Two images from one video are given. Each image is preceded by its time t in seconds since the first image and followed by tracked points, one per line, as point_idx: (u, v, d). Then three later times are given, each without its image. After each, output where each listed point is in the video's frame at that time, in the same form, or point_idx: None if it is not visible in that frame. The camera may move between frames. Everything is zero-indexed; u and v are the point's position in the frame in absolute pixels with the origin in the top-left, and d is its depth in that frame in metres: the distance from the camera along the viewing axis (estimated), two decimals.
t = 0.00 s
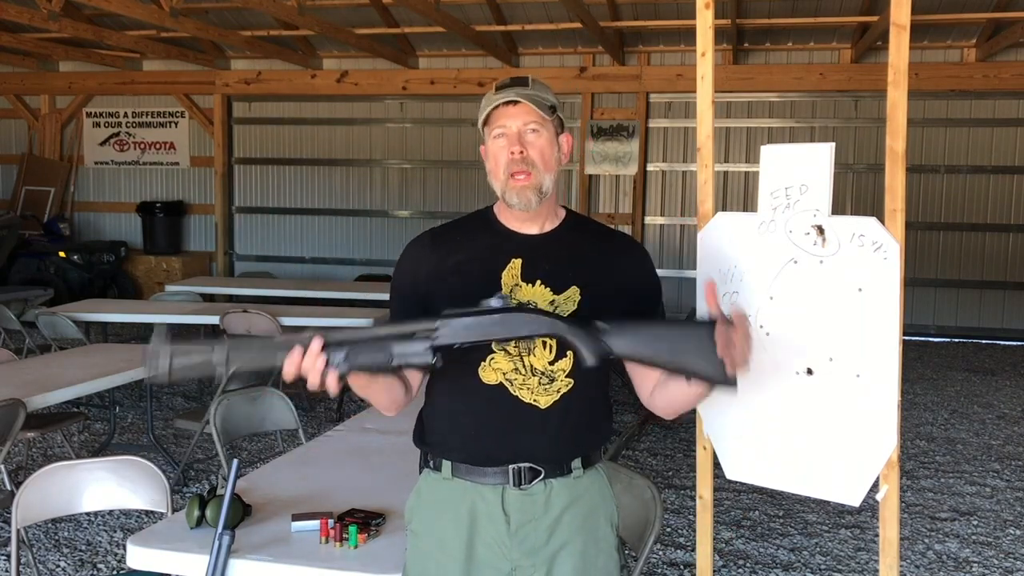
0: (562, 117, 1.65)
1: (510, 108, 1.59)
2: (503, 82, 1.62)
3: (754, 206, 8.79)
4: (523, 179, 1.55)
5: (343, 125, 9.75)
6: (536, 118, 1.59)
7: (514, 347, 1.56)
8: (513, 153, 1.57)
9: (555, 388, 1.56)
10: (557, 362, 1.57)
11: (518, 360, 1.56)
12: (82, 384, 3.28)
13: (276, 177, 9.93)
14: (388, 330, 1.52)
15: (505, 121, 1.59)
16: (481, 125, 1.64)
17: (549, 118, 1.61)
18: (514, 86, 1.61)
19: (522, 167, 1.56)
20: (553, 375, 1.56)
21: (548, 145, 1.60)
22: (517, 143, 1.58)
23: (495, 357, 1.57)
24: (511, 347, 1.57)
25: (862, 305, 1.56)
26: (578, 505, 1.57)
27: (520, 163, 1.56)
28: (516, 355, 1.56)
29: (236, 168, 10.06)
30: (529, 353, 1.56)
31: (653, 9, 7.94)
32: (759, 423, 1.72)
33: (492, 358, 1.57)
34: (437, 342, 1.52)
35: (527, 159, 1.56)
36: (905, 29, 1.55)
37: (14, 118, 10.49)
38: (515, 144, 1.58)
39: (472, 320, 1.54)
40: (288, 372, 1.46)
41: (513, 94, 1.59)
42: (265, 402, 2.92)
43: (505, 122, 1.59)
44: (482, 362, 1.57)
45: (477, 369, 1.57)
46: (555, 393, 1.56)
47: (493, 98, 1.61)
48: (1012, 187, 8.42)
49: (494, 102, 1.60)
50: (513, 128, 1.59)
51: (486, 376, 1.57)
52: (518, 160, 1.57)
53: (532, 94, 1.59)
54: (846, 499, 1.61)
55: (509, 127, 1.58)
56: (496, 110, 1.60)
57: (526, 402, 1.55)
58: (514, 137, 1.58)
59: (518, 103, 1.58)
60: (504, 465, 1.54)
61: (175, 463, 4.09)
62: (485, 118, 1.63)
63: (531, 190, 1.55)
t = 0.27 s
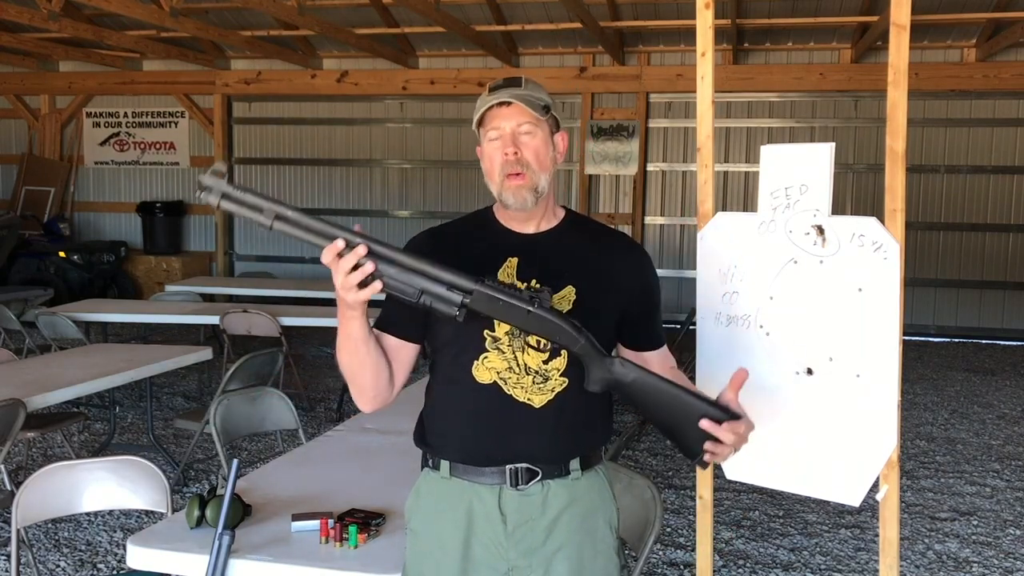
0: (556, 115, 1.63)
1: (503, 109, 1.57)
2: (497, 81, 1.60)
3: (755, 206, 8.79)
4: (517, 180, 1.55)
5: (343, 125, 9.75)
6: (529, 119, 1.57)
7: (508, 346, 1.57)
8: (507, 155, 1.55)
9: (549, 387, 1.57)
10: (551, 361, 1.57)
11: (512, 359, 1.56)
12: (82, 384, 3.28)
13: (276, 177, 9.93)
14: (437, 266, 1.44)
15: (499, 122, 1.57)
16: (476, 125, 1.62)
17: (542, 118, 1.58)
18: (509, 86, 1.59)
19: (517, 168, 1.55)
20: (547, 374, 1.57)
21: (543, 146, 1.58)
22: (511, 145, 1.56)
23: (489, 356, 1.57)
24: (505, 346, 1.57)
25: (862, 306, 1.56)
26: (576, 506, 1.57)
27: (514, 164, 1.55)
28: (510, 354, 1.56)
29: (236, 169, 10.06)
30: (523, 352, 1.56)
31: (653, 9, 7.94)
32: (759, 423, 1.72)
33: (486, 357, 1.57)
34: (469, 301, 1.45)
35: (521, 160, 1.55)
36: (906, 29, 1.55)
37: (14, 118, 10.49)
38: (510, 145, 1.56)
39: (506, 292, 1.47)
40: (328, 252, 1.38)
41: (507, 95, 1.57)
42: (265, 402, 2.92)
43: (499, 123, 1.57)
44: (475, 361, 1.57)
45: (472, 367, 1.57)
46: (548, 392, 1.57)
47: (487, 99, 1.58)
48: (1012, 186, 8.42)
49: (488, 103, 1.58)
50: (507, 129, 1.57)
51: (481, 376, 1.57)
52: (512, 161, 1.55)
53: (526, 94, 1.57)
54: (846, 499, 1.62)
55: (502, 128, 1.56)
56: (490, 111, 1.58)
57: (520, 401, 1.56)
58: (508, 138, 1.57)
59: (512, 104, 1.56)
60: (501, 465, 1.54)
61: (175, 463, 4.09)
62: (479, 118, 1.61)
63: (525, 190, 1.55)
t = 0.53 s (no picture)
0: (565, 123, 1.60)
1: (507, 119, 1.55)
2: (508, 87, 1.57)
3: (755, 206, 8.79)
4: (513, 191, 1.55)
5: (343, 125, 9.75)
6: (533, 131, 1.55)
7: (511, 344, 1.57)
8: (506, 165, 1.55)
9: (550, 387, 1.57)
10: (553, 360, 1.57)
11: (514, 357, 1.56)
12: (82, 384, 3.28)
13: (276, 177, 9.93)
14: (452, 263, 1.43)
15: (502, 130, 1.56)
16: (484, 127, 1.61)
17: (547, 130, 1.56)
18: (516, 95, 1.56)
19: (514, 180, 1.54)
20: (549, 373, 1.57)
21: (545, 158, 1.56)
22: (511, 155, 1.55)
23: (492, 354, 1.57)
24: (508, 345, 1.57)
25: (862, 305, 1.56)
26: (574, 506, 1.57)
27: (511, 175, 1.55)
28: (512, 353, 1.56)
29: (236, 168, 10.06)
30: (525, 351, 1.56)
31: (653, 9, 7.94)
32: (759, 424, 1.73)
33: (488, 354, 1.57)
34: (479, 302, 1.45)
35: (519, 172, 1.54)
36: (905, 29, 1.55)
37: (14, 118, 10.49)
38: (510, 156, 1.55)
39: (518, 298, 1.47)
40: (345, 235, 1.38)
41: (512, 104, 1.54)
42: (265, 402, 2.92)
43: (501, 131, 1.56)
44: (477, 358, 1.57)
45: (474, 365, 1.57)
46: (549, 391, 1.57)
47: (494, 105, 1.57)
48: (1012, 186, 8.42)
49: (493, 110, 1.56)
50: (509, 138, 1.56)
51: (482, 373, 1.57)
52: (509, 172, 1.55)
53: (531, 105, 1.54)
54: (846, 499, 1.62)
55: (504, 138, 1.55)
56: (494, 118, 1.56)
57: (521, 400, 1.56)
58: (508, 148, 1.55)
59: (514, 114, 1.54)
60: (500, 465, 1.54)
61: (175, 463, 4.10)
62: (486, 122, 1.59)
63: (519, 202, 1.55)
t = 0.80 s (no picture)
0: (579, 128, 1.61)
1: (532, 121, 1.54)
2: (530, 86, 1.56)
3: (755, 206, 8.79)
4: (531, 193, 1.55)
5: (343, 125, 9.75)
6: (555, 135, 1.55)
7: (513, 344, 1.57)
8: (525, 167, 1.55)
9: (551, 386, 1.57)
10: (555, 359, 1.58)
11: (516, 356, 1.56)
12: (82, 384, 3.28)
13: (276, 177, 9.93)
14: (457, 253, 1.43)
15: (524, 131, 1.55)
16: (498, 124, 1.59)
17: (568, 134, 1.57)
18: (540, 97, 1.55)
19: (532, 181, 1.55)
20: (550, 373, 1.58)
21: (562, 162, 1.57)
22: (532, 157, 1.55)
23: (494, 354, 1.57)
24: (510, 344, 1.57)
25: (862, 306, 1.56)
26: (575, 506, 1.57)
27: (530, 177, 1.55)
28: (514, 352, 1.57)
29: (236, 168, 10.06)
30: (528, 349, 1.57)
31: (653, 9, 7.94)
32: (760, 424, 1.72)
33: (490, 354, 1.57)
34: (485, 293, 1.45)
35: (539, 174, 1.55)
36: (906, 29, 1.55)
37: (14, 118, 10.49)
38: (529, 159, 1.55)
39: (524, 286, 1.47)
40: (350, 228, 1.39)
41: (537, 106, 1.54)
42: (265, 402, 2.92)
43: (524, 132, 1.55)
44: (479, 358, 1.57)
45: (476, 364, 1.57)
46: (551, 391, 1.57)
47: (517, 104, 1.55)
48: (1011, 187, 8.42)
49: (518, 109, 1.55)
50: (531, 140, 1.55)
51: (484, 373, 1.57)
52: (529, 174, 1.55)
53: (556, 109, 1.55)
54: (846, 499, 1.62)
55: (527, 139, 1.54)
56: (518, 117, 1.55)
57: (522, 399, 1.56)
58: (530, 150, 1.55)
59: (541, 117, 1.54)
60: (502, 464, 1.54)
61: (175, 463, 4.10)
62: (504, 120, 1.57)
63: (536, 205, 1.56)
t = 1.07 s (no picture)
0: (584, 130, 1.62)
1: (545, 122, 1.55)
2: (541, 86, 1.56)
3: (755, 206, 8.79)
4: (539, 194, 1.55)
5: (343, 125, 9.75)
6: (566, 137, 1.56)
7: (513, 344, 1.57)
8: (535, 168, 1.55)
9: (552, 386, 1.57)
10: (555, 359, 1.58)
11: (517, 356, 1.56)
12: (82, 384, 3.28)
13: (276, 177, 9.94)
14: (458, 250, 1.43)
15: (535, 132, 1.55)
16: (506, 123, 1.58)
17: (576, 138, 1.58)
18: (552, 98, 1.56)
19: (541, 182, 1.55)
20: (551, 372, 1.58)
21: (570, 164, 1.58)
22: (543, 159, 1.55)
23: (494, 354, 1.57)
24: (510, 344, 1.57)
25: (862, 305, 1.56)
26: (576, 506, 1.57)
27: (540, 178, 1.55)
28: (514, 352, 1.57)
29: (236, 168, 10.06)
30: (528, 349, 1.57)
31: (653, 10, 7.94)
32: (760, 424, 1.72)
33: (490, 355, 1.57)
34: (486, 289, 1.45)
35: (549, 176, 1.55)
36: (905, 29, 1.55)
37: (14, 118, 10.49)
38: (539, 160, 1.55)
39: (523, 285, 1.47)
40: (351, 223, 1.39)
41: (550, 107, 1.55)
42: (265, 402, 2.92)
43: (535, 133, 1.55)
44: (480, 358, 1.57)
45: (476, 364, 1.57)
46: (552, 390, 1.57)
47: (529, 104, 1.55)
48: (1012, 186, 8.42)
49: (531, 109, 1.55)
50: (542, 141, 1.56)
51: (484, 373, 1.57)
52: (538, 175, 1.55)
53: (567, 111, 1.56)
54: (846, 499, 1.62)
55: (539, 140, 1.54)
56: (531, 117, 1.54)
57: (523, 399, 1.56)
58: (540, 151, 1.55)
59: (555, 119, 1.54)
60: (502, 464, 1.54)
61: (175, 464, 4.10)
62: (513, 119, 1.57)
63: (544, 207, 1.56)
